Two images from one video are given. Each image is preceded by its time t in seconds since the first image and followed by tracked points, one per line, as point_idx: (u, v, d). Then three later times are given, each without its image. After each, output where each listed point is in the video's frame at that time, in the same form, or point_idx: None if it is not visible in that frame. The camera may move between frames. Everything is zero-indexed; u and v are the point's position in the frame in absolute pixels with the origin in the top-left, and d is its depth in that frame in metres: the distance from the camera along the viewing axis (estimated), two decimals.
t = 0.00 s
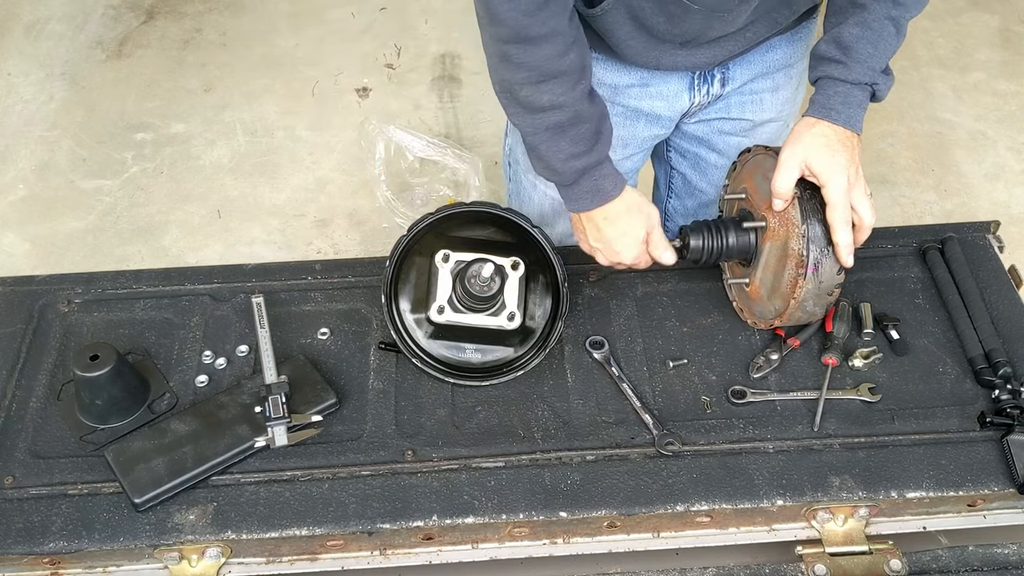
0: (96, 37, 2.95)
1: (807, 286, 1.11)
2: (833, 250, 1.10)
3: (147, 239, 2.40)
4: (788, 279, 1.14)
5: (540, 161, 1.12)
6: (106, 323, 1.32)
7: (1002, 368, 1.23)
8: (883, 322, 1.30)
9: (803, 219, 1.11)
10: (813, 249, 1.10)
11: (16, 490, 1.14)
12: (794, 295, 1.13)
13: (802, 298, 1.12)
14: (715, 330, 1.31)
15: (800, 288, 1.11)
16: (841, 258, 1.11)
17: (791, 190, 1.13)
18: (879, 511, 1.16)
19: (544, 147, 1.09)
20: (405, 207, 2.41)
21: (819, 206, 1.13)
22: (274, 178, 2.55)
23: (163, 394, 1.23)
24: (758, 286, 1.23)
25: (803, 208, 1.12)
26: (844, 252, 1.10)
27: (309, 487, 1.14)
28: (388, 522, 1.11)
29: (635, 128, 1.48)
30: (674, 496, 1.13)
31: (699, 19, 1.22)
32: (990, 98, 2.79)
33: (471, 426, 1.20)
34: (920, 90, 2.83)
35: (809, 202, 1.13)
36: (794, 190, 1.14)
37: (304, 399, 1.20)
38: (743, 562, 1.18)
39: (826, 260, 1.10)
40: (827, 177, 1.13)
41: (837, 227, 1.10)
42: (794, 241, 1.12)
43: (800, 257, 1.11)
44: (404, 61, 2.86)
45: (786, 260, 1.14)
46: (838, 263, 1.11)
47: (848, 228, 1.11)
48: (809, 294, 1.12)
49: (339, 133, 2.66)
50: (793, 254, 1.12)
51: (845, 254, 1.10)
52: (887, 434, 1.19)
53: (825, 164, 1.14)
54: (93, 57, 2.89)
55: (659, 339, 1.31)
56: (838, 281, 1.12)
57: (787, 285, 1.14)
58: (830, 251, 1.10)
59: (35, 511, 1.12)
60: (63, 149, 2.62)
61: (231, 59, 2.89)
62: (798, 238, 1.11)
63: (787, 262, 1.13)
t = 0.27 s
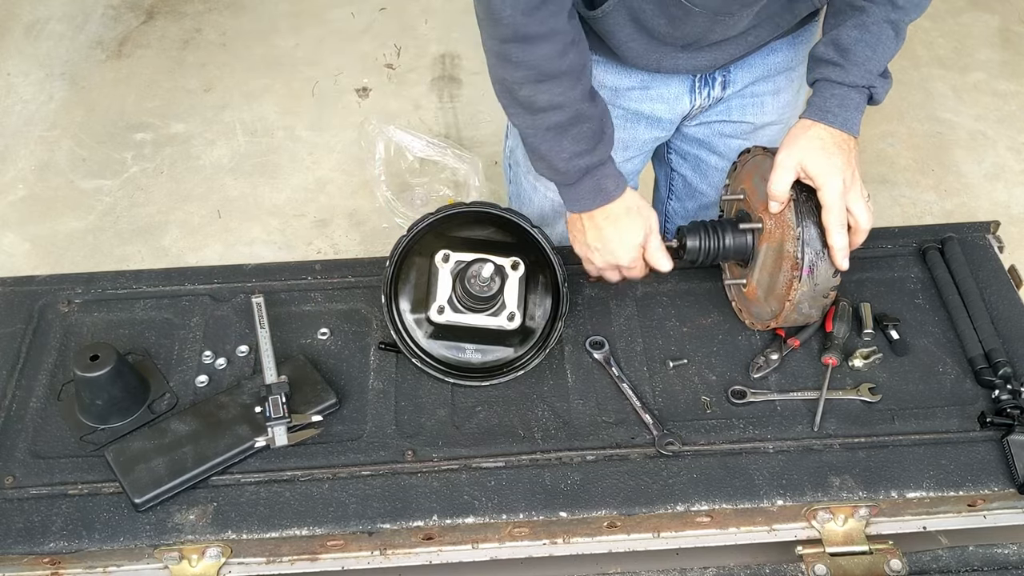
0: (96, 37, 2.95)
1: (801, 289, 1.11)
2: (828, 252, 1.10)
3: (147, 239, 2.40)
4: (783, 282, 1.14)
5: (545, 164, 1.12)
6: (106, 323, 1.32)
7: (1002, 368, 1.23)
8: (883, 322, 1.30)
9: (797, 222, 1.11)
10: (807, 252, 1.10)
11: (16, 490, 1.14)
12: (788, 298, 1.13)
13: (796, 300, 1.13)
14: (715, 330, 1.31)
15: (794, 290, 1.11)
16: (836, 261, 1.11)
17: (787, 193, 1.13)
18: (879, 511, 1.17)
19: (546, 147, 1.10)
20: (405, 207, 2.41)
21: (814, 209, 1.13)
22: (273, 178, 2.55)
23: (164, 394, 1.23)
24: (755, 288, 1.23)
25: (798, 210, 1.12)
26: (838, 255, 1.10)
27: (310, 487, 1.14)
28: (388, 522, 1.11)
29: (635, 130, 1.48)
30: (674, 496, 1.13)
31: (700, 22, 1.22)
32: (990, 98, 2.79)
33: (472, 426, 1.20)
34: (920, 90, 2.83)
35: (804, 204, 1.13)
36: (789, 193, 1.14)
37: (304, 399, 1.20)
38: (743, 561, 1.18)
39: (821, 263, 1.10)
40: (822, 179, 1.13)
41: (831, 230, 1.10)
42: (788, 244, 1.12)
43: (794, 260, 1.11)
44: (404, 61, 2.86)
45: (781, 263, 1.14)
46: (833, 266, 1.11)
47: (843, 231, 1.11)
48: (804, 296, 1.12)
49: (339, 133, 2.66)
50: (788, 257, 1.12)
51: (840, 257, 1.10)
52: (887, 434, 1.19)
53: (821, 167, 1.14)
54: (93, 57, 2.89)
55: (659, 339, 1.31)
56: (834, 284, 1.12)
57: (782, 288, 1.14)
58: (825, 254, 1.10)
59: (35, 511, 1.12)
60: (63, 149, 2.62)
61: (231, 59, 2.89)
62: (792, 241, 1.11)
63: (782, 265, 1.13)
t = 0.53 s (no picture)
0: (96, 37, 2.95)
1: (799, 290, 1.11)
2: (826, 254, 1.10)
3: (147, 239, 2.40)
4: (781, 283, 1.14)
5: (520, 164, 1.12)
6: (106, 323, 1.32)
7: (1002, 368, 1.23)
8: (883, 322, 1.30)
9: (795, 223, 1.11)
10: (805, 253, 1.10)
11: (16, 490, 1.14)
12: (786, 299, 1.13)
13: (795, 301, 1.13)
14: (715, 330, 1.31)
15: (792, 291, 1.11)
16: (834, 262, 1.10)
17: (785, 194, 1.13)
18: (879, 511, 1.16)
19: (521, 148, 1.09)
20: (405, 207, 2.41)
21: (812, 210, 1.13)
22: (274, 178, 2.55)
23: (164, 394, 1.23)
24: (754, 288, 1.23)
25: (796, 211, 1.12)
26: (836, 256, 1.10)
27: (310, 487, 1.14)
28: (388, 522, 1.11)
29: (635, 131, 1.48)
30: (674, 496, 1.13)
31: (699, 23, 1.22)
32: (990, 98, 2.79)
33: (472, 426, 1.20)
34: (920, 90, 2.83)
35: (802, 205, 1.13)
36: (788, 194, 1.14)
37: (304, 399, 1.20)
38: (743, 561, 1.18)
39: (818, 264, 1.10)
40: (820, 181, 1.13)
41: (829, 231, 1.10)
42: (787, 245, 1.12)
43: (792, 261, 1.11)
44: (404, 61, 2.86)
45: (780, 264, 1.14)
46: (830, 267, 1.11)
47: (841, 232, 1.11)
48: (802, 297, 1.12)
49: (339, 133, 2.66)
50: (786, 257, 1.12)
51: (838, 258, 1.10)
52: (887, 434, 1.19)
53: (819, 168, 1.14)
54: (93, 57, 2.89)
55: (659, 339, 1.31)
56: (831, 285, 1.12)
57: (781, 288, 1.14)
58: (823, 255, 1.10)
59: (35, 511, 1.12)
60: (63, 149, 2.62)
61: (231, 59, 2.89)
62: (790, 242, 1.11)
63: (780, 266, 1.13)
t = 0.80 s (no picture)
0: (96, 37, 2.95)
1: (803, 290, 1.11)
2: (829, 254, 1.10)
3: (147, 239, 2.40)
4: (784, 283, 1.14)
5: (529, 163, 1.13)
6: (106, 323, 1.32)
7: (1002, 368, 1.23)
8: (883, 322, 1.30)
9: (798, 224, 1.11)
10: (808, 254, 1.10)
11: (16, 490, 1.14)
12: (790, 299, 1.13)
13: (798, 301, 1.13)
14: (716, 330, 1.31)
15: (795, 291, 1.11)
16: (837, 262, 1.10)
17: (788, 194, 1.13)
18: (879, 511, 1.17)
19: (532, 149, 1.10)
20: (405, 207, 2.41)
21: (815, 210, 1.13)
22: (273, 177, 2.55)
23: (164, 394, 1.23)
24: (756, 288, 1.23)
25: (798, 212, 1.12)
26: (839, 255, 1.10)
27: (310, 487, 1.14)
28: (388, 522, 1.11)
29: (634, 131, 1.48)
30: (674, 496, 1.13)
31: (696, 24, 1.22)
32: (990, 98, 2.79)
33: (471, 426, 1.20)
34: (920, 90, 2.83)
35: (805, 206, 1.13)
36: (790, 194, 1.14)
37: (304, 399, 1.20)
38: (743, 561, 1.18)
39: (821, 264, 1.10)
40: (822, 181, 1.13)
41: (832, 232, 1.10)
42: (790, 245, 1.12)
43: (795, 261, 1.11)
44: (404, 61, 2.86)
45: (783, 264, 1.14)
46: (833, 267, 1.11)
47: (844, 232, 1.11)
48: (805, 297, 1.12)
49: (339, 133, 2.66)
50: (789, 258, 1.12)
51: (841, 258, 1.10)
52: (887, 434, 1.19)
53: (821, 168, 1.14)
54: (93, 57, 2.89)
55: (659, 339, 1.31)
56: (835, 285, 1.12)
57: (784, 288, 1.14)
58: (826, 255, 1.10)
59: (35, 511, 1.12)
60: (63, 149, 2.62)
61: (231, 59, 2.89)
62: (793, 242, 1.11)
63: (783, 265, 1.13)
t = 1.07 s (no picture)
0: (96, 37, 2.95)
1: (803, 291, 1.11)
2: (828, 254, 1.10)
3: (147, 239, 2.40)
4: (784, 284, 1.14)
5: (534, 164, 1.13)
6: (106, 323, 1.32)
7: (1002, 368, 1.23)
8: (883, 322, 1.30)
9: (798, 225, 1.11)
10: (808, 255, 1.10)
11: (16, 490, 1.14)
12: (789, 299, 1.13)
13: (797, 302, 1.13)
14: (715, 330, 1.31)
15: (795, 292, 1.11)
16: (836, 262, 1.10)
17: (787, 195, 1.13)
18: (879, 511, 1.17)
19: (537, 150, 1.10)
20: (405, 206, 2.41)
21: (814, 211, 1.13)
22: (273, 177, 2.55)
23: (164, 394, 1.23)
24: (755, 289, 1.23)
25: (798, 213, 1.12)
26: (839, 256, 1.10)
27: (310, 487, 1.14)
28: (388, 522, 1.11)
29: (633, 131, 1.48)
30: (674, 495, 1.13)
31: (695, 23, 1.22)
32: (989, 98, 2.79)
33: (471, 426, 1.20)
34: (920, 90, 2.83)
35: (804, 206, 1.13)
36: (790, 195, 1.14)
37: (304, 399, 1.20)
38: (743, 561, 1.18)
39: (821, 265, 1.10)
40: (822, 181, 1.13)
41: (831, 232, 1.10)
42: (789, 246, 1.12)
43: (794, 261, 1.11)
44: (404, 61, 2.86)
45: (782, 264, 1.14)
46: (833, 268, 1.11)
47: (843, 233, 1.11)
48: (805, 298, 1.12)
49: (339, 133, 2.66)
50: (788, 258, 1.12)
51: (840, 258, 1.10)
52: (887, 434, 1.19)
53: (820, 169, 1.14)
54: (93, 57, 2.89)
55: (659, 339, 1.31)
56: (834, 286, 1.12)
57: (783, 289, 1.14)
58: (825, 256, 1.10)
59: (35, 510, 1.12)
60: (63, 149, 2.62)
61: (231, 59, 2.89)
62: (793, 243, 1.11)
63: (783, 266, 1.13)
